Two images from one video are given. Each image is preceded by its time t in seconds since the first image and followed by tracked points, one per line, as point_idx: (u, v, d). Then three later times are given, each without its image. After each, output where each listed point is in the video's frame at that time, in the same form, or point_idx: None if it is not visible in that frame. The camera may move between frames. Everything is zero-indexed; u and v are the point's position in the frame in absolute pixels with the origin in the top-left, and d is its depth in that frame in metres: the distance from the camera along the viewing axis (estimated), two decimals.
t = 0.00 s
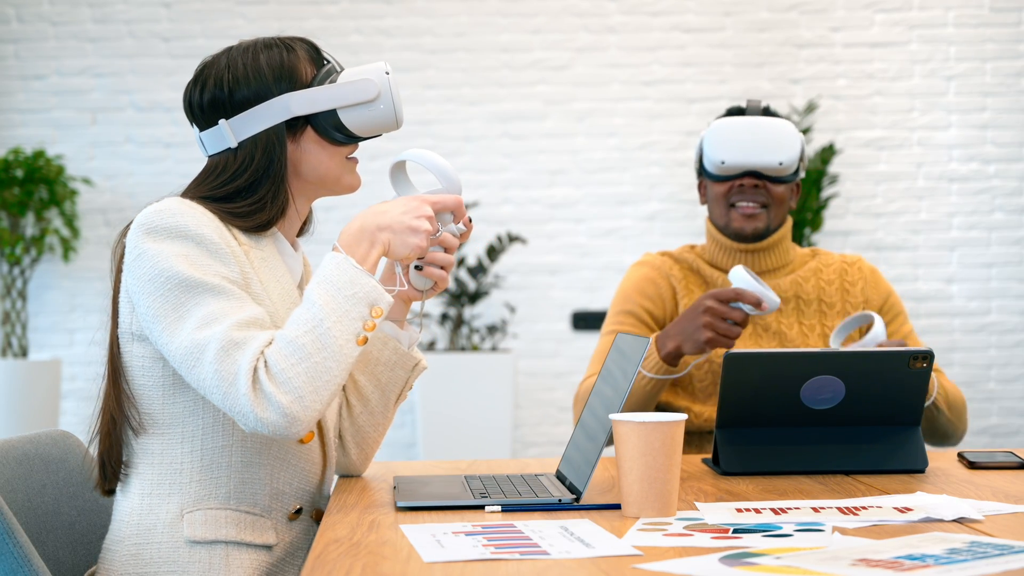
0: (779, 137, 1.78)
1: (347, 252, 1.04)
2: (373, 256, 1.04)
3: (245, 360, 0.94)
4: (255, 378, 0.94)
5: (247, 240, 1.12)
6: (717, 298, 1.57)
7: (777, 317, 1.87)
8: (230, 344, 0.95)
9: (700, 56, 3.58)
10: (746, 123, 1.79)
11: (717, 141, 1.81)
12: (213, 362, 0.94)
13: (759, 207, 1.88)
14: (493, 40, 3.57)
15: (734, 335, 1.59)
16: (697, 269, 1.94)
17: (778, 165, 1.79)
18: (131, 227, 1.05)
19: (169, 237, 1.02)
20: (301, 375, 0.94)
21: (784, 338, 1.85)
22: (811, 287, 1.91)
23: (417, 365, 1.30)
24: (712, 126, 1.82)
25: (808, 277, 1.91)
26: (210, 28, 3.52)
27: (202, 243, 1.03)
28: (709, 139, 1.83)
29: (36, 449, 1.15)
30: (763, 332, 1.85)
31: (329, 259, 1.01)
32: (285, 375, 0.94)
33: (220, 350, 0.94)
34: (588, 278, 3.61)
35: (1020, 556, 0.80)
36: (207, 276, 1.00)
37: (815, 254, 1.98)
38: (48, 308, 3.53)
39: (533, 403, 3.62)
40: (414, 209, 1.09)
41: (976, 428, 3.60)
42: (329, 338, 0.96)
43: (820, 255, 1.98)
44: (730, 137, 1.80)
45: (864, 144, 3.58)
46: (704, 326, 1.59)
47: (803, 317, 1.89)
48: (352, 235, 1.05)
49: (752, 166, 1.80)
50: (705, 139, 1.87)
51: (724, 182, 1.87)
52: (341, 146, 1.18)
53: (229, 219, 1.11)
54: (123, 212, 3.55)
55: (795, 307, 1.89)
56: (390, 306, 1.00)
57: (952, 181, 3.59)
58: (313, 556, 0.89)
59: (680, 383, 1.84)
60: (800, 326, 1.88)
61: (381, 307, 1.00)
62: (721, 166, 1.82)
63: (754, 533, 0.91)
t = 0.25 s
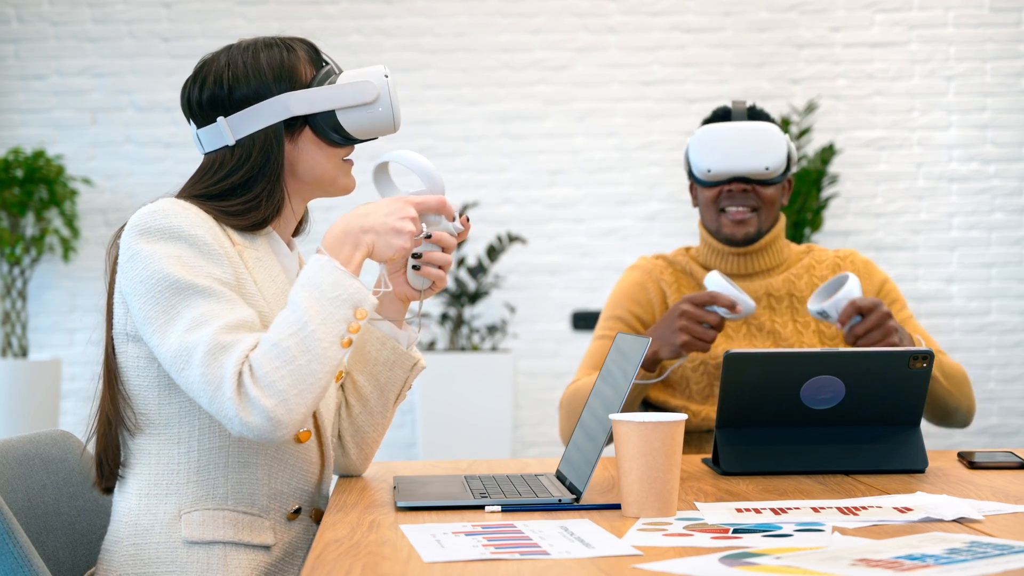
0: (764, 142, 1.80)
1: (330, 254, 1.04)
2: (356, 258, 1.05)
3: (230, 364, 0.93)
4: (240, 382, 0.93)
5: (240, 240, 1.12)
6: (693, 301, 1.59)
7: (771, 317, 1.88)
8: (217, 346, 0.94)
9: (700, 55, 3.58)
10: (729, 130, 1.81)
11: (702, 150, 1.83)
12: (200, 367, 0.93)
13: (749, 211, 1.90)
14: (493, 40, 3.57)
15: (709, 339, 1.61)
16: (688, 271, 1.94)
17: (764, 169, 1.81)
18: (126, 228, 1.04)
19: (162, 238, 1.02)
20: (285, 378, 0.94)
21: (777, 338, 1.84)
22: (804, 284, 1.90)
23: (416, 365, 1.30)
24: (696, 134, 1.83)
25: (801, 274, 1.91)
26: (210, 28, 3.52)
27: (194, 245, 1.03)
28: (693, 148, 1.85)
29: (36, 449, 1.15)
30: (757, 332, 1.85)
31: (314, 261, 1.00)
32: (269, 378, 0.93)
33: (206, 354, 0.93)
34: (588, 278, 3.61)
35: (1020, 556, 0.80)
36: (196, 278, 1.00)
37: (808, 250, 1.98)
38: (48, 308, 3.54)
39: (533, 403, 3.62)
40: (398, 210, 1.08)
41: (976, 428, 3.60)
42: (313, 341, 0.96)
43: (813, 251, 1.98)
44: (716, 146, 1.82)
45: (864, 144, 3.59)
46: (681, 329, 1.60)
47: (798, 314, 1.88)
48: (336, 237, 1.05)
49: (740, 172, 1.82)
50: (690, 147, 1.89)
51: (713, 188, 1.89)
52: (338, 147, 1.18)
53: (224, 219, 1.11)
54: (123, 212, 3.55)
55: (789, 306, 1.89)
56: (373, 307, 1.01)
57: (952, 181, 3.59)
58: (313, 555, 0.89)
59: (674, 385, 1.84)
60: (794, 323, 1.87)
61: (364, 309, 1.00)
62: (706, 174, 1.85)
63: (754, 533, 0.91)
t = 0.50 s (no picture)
0: (748, 146, 1.81)
1: (285, 320, 0.97)
2: (309, 332, 0.97)
3: (154, 402, 0.91)
4: (157, 424, 0.92)
5: (228, 246, 1.11)
6: (660, 310, 1.60)
7: (763, 319, 1.88)
8: (148, 381, 0.92)
9: (700, 56, 3.58)
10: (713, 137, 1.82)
11: (688, 158, 1.85)
12: (128, 396, 0.93)
13: (738, 215, 1.89)
14: (493, 40, 3.57)
15: (680, 347, 1.60)
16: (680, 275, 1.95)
17: (750, 174, 1.82)
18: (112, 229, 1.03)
19: (133, 250, 1.00)
20: (202, 433, 0.92)
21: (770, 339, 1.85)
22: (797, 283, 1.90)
23: (417, 373, 1.29)
24: (680, 142, 1.85)
25: (793, 273, 1.91)
26: (210, 28, 3.52)
27: (168, 262, 1.01)
28: (679, 155, 1.86)
29: (36, 449, 1.15)
30: (749, 334, 1.87)
31: (264, 325, 0.96)
32: (187, 430, 0.91)
33: (135, 386, 0.93)
34: (588, 278, 3.61)
35: (1020, 557, 0.80)
36: (157, 299, 0.98)
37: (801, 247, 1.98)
38: (48, 308, 3.54)
39: (533, 403, 3.62)
40: (364, 289, 0.98)
41: (976, 428, 3.60)
42: (240, 403, 0.93)
43: (807, 248, 1.98)
44: (699, 152, 1.83)
45: (864, 144, 3.59)
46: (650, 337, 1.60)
47: (790, 314, 1.88)
48: (293, 306, 0.97)
49: (725, 177, 1.82)
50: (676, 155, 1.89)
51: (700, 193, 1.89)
52: (334, 150, 1.19)
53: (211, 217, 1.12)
54: (123, 212, 3.55)
55: (782, 306, 1.88)
56: (310, 384, 0.98)
57: (952, 181, 3.59)
58: (313, 555, 0.90)
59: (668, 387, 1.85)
60: (787, 323, 1.87)
61: (300, 386, 0.97)
62: (693, 180, 1.85)
63: (754, 533, 0.91)
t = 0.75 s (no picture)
0: (744, 152, 1.77)
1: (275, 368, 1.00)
2: (302, 378, 1.00)
3: (132, 435, 0.93)
4: (135, 457, 0.93)
5: (211, 255, 1.11)
6: (642, 316, 1.57)
7: (761, 322, 1.89)
8: (127, 411, 0.94)
9: (700, 56, 3.58)
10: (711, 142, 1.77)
11: (685, 164, 1.80)
12: (103, 423, 0.94)
13: (737, 218, 1.88)
14: (493, 40, 3.57)
15: (662, 352, 1.60)
16: (678, 277, 1.96)
17: (747, 179, 1.78)
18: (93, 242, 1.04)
19: (113, 266, 1.01)
20: (179, 472, 0.94)
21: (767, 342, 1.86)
22: (795, 285, 1.90)
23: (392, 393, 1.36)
24: (677, 148, 1.80)
25: (791, 276, 1.91)
26: (210, 28, 3.52)
27: (149, 285, 1.02)
28: (676, 161, 1.81)
29: (37, 449, 1.15)
30: (748, 337, 1.88)
31: (251, 372, 0.98)
32: (164, 468, 0.93)
33: (112, 413, 0.94)
34: (588, 278, 3.61)
35: (1020, 557, 0.80)
36: (133, 322, 0.99)
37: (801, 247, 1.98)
38: (48, 308, 3.54)
39: (533, 403, 3.62)
40: (350, 330, 0.99)
41: (976, 428, 3.60)
42: (219, 448, 0.95)
43: (805, 249, 1.98)
44: (695, 159, 1.79)
45: (864, 144, 3.59)
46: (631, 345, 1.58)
47: (788, 318, 1.89)
48: (281, 356, 1.00)
49: (722, 183, 1.79)
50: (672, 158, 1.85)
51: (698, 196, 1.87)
52: (321, 149, 1.21)
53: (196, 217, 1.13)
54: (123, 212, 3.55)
55: (780, 309, 1.89)
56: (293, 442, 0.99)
57: (952, 181, 3.59)
58: (314, 556, 0.90)
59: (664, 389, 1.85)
60: (785, 327, 1.88)
61: (284, 443, 0.98)
62: (690, 186, 1.82)
63: (754, 533, 0.91)
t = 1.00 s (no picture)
0: (767, 153, 1.76)
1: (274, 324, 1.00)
2: (304, 329, 1.01)
3: (140, 412, 0.91)
4: (147, 433, 0.91)
5: (197, 254, 1.10)
6: (659, 301, 1.58)
7: (770, 324, 1.89)
8: (132, 390, 0.92)
9: (700, 56, 3.58)
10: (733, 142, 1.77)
11: (706, 162, 1.79)
12: (110, 409, 0.92)
13: (753, 218, 1.89)
14: (493, 40, 3.57)
15: (678, 338, 1.60)
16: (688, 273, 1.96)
17: (768, 180, 1.78)
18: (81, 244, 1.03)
19: (105, 264, 1.00)
20: (193, 440, 0.91)
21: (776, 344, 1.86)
22: (806, 289, 1.91)
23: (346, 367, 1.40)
24: (699, 146, 1.79)
25: (803, 279, 1.91)
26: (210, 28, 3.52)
27: (143, 273, 1.01)
28: (697, 158, 1.81)
29: (38, 448, 1.15)
30: (757, 338, 1.87)
31: (252, 329, 0.97)
32: (178, 437, 0.91)
33: (117, 398, 0.92)
34: (588, 278, 3.61)
35: (1021, 556, 0.80)
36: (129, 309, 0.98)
37: (812, 250, 1.98)
38: (48, 308, 3.54)
39: (533, 403, 3.62)
40: (339, 266, 1.01)
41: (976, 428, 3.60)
42: (232, 409, 0.93)
43: (816, 253, 1.98)
44: (717, 159, 1.78)
45: (864, 144, 3.59)
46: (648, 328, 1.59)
47: (797, 322, 1.90)
48: (278, 309, 1.01)
49: (742, 183, 1.79)
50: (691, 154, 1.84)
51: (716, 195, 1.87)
52: (296, 152, 1.20)
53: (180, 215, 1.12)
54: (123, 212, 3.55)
55: (790, 311, 1.90)
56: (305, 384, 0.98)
57: (952, 181, 3.59)
58: (313, 556, 0.90)
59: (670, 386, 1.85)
60: (794, 331, 1.88)
61: (295, 386, 0.97)
62: (710, 185, 1.81)
63: (754, 533, 0.91)
